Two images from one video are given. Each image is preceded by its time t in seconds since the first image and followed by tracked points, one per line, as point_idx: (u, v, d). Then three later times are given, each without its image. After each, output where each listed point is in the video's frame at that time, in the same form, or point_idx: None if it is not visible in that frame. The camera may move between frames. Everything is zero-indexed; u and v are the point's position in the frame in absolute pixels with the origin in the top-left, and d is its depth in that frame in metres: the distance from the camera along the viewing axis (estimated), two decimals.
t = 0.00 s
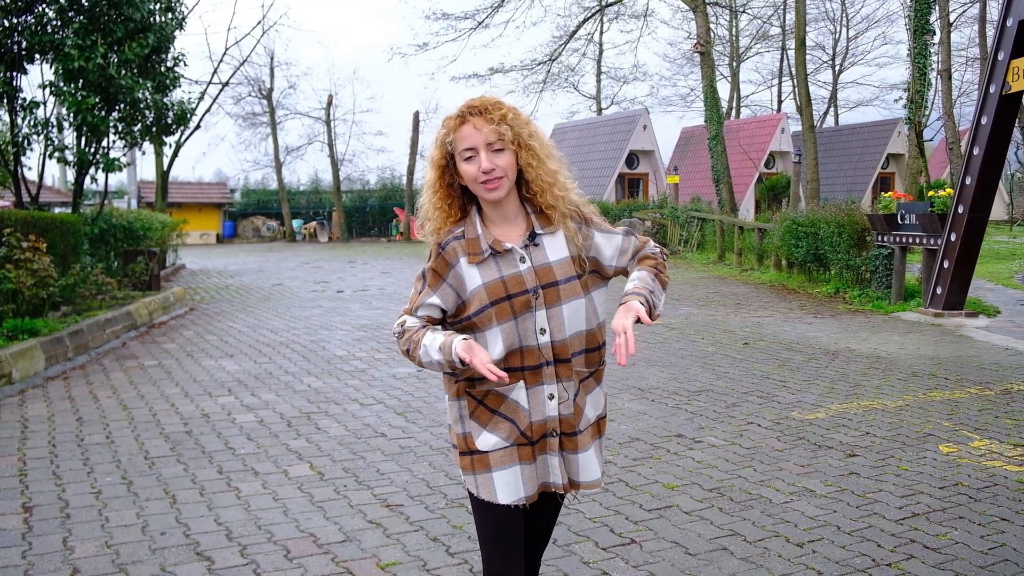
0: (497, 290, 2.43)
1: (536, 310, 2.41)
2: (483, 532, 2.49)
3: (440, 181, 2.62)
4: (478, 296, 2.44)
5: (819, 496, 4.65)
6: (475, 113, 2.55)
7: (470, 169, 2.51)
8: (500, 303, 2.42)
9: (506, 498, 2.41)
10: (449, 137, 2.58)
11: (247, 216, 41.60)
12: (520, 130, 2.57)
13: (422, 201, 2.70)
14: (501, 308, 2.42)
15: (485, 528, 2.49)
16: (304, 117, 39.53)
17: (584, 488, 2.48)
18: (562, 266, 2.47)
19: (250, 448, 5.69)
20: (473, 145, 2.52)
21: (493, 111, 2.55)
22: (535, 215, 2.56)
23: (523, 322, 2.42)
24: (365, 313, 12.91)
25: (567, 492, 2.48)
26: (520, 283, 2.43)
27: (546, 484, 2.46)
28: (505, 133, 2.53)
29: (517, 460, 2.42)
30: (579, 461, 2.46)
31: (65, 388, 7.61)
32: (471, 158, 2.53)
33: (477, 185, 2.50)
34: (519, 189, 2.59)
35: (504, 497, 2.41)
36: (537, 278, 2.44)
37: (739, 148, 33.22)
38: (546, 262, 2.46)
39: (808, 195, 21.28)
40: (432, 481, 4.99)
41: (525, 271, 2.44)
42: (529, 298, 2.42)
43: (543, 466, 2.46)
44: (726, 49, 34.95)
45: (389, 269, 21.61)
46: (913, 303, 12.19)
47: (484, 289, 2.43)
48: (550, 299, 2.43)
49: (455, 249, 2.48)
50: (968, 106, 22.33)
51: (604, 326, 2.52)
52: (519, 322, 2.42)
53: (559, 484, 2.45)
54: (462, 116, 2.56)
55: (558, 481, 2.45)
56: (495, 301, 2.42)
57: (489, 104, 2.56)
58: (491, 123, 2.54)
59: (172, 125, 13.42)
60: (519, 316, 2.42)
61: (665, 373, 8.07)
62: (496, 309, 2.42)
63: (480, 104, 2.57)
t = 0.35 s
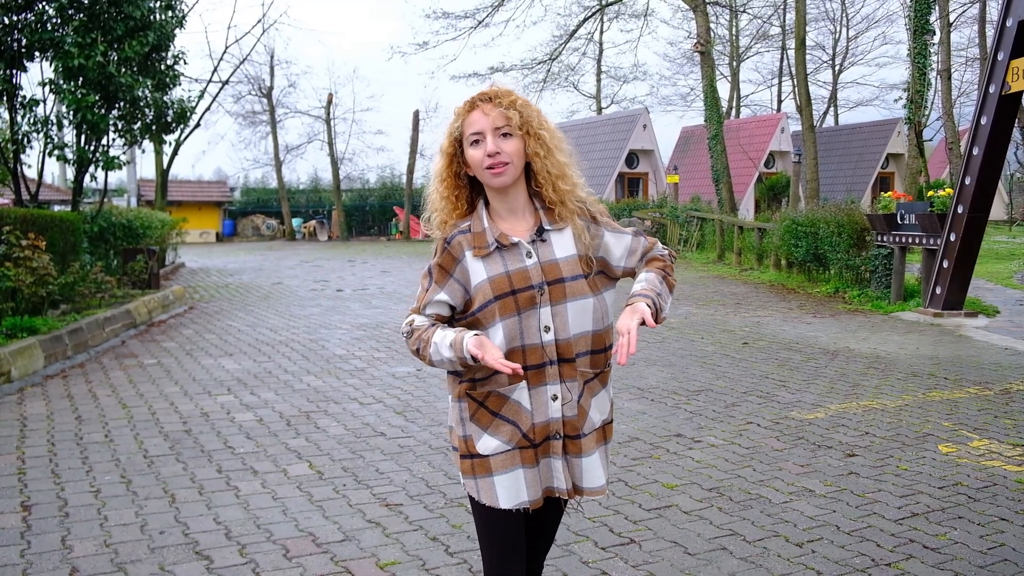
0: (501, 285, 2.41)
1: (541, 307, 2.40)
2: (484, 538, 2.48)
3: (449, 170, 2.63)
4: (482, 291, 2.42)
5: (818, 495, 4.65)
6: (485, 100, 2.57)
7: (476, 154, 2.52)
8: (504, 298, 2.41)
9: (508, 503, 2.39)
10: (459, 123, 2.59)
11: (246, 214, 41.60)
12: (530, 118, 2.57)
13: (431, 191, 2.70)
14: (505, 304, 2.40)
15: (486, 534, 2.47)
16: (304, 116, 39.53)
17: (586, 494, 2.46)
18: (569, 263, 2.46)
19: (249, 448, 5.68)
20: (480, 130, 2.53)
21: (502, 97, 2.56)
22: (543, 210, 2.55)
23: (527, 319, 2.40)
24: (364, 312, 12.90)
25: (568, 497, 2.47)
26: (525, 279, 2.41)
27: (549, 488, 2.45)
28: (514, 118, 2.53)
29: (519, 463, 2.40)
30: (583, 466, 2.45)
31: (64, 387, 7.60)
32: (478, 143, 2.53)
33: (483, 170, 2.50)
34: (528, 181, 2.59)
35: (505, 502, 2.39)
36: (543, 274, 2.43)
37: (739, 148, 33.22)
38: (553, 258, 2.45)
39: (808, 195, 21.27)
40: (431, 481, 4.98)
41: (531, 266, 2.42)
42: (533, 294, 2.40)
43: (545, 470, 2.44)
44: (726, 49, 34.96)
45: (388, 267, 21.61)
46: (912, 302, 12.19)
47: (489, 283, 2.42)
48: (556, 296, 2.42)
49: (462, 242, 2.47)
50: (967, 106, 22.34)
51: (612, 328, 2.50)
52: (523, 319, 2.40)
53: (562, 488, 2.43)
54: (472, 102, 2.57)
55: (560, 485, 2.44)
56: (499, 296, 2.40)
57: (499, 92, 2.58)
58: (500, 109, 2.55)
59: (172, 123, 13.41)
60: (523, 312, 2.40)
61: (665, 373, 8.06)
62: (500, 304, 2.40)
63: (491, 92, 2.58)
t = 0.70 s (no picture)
0: (500, 284, 2.40)
1: (539, 307, 2.40)
2: (483, 541, 2.48)
3: (454, 164, 2.63)
4: (481, 289, 2.42)
5: (818, 495, 4.65)
6: (493, 94, 2.56)
7: (480, 148, 2.51)
8: (502, 297, 2.40)
9: (507, 508, 2.39)
10: (466, 117, 2.59)
11: (245, 215, 41.61)
12: (537, 115, 2.56)
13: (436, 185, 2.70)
14: (504, 303, 2.40)
15: (485, 537, 2.47)
16: (303, 116, 39.51)
17: (585, 501, 2.45)
18: (570, 263, 2.45)
19: (248, 448, 5.68)
20: (486, 124, 2.52)
21: (509, 92, 2.55)
22: (546, 209, 2.54)
23: (525, 319, 2.40)
24: (363, 312, 12.90)
25: (566, 502, 2.46)
26: (524, 278, 2.40)
27: (548, 493, 2.45)
28: (520, 114, 2.52)
29: (519, 467, 2.40)
30: (580, 472, 2.44)
31: (63, 388, 7.59)
32: (483, 136, 2.52)
33: (486, 165, 2.49)
34: (532, 179, 2.58)
35: (504, 507, 2.39)
36: (543, 273, 2.42)
37: (738, 148, 33.23)
38: (553, 258, 2.44)
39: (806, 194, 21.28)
40: (430, 481, 4.98)
41: (530, 265, 2.41)
42: (532, 294, 2.40)
43: (544, 474, 2.44)
44: (724, 49, 34.97)
45: (387, 268, 21.61)
46: (911, 302, 12.20)
47: (487, 282, 2.41)
48: (555, 296, 2.41)
49: (463, 240, 2.47)
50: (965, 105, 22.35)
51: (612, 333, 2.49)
52: (521, 319, 2.40)
53: (561, 493, 2.43)
54: (480, 96, 2.57)
55: (558, 490, 2.43)
56: (497, 294, 2.40)
57: (507, 87, 2.57)
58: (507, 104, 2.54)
59: (171, 123, 13.41)
60: (522, 312, 2.40)
61: (664, 373, 8.06)
62: (497, 303, 2.40)
63: (498, 87, 2.58)
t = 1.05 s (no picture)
0: (495, 280, 2.40)
1: (534, 304, 2.39)
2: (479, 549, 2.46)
3: (460, 157, 2.64)
4: (476, 285, 2.41)
5: (815, 496, 4.65)
6: (507, 90, 2.58)
7: (488, 141, 2.52)
8: (497, 292, 2.40)
9: (500, 513, 2.37)
10: (478, 110, 2.60)
11: (243, 215, 41.61)
12: (548, 116, 2.59)
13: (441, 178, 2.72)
14: (498, 298, 2.40)
15: (481, 545, 2.46)
16: (301, 116, 39.48)
17: (578, 510, 2.42)
18: (566, 263, 2.44)
19: (246, 449, 5.68)
20: (497, 118, 2.53)
21: (524, 90, 2.57)
22: (546, 208, 2.54)
23: (520, 317, 2.40)
24: (362, 313, 12.90)
25: (560, 512, 2.44)
26: (520, 274, 2.40)
27: (542, 502, 2.42)
28: (532, 112, 2.55)
29: (513, 472, 2.38)
30: (573, 479, 2.42)
31: (61, 387, 7.59)
32: (492, 130, 2.53)
33: (493, 159, 2.50)
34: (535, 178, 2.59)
35: (498, 511, 2.38)
36: (539, 270, 2.42)
37: (737, 149, 33.26)
38: (550, 256, 2.43)
39: (804, 196, 21.30)
40: (428, 482, 4.98)
41: (527, 262, 2.41)
42: (528, 290, 2.40)
43: (538, 480, 2.42)
44: (723, 50, 35.00)
45: (386, 268, 21.61)
46: (909, 303, 12.21)
47: (483, 277, 2.41)
48: (551, 294, 2.41)
49: (461, 237, 2.47)
50: (963, 107, 22.38)
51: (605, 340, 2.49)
52: (516, 315, 2.40)
53: (554, 502, 2.41)
54: (494, 91, 2.58)
55: (552, 499, 2.41)
56: (491, 290, 2.40)
57: (521, 85, 2.59)
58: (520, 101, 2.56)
59: (169, 123, 13.40)
60: (516, 309, 2.40)
61: (662, 374, 8.06)
62: (493, 299, 2.40)
63: (513, 85, 2.60)
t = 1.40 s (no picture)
0: (500, 277, 2.38)
1: (539, 301, 2.39)
2: (479, 553, 2.43)
3: (470, 151, 2.62)
4: (479, 283, 2.38)
5: (815, 498, 4.65)
6: (530, 93, 2.57)
7: (508, 143, 2.50)
8: (502, 289, 2.38)
9: (508, 514, 2.35)
10: (496, 106, 2.57)
11: (242, 217, 41.63)
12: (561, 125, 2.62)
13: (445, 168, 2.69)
14: (502, 295, 2.37)
15: (482, 548, 2.42)
16: (300, 118, 39.46)
17: (586, 510, 2.43)
18: (571, 261, 2.45)
19: (245, 451, 5.67)
20: (519, 121, 2.52)
21: (547, 98, 2.59)
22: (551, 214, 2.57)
23: (525, 314, 2.38)
24: (360, 315, 12.89)
25: (567, 511, 2.43)
26: (524, 272, 2.39)
27: (549, 502, 2.43)
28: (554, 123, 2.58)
29: (519, 473, 2.37)
30: (581, 478, 2.41)
31: (58, 390, 7.57)
32: (512, 132, 2.52)
33: (510, 161, 2.48)
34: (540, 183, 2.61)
35: (506, 513, 2.35)
36: (544, 268, 2.42)
37: (735, 150, 33.30)
38: (554, 255, 2.44)
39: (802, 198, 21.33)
40: (427, 484, 4.98)
41: (531, 260, 2.41)
42: (533, 288, 2.39)
43: (545, 480, 2.41)
44: (721, 51, 35.03)
45: (384, 270, 21.61)
46: (908, 305, 12.22)
47: (486, 275, 2.38)
48: (555, 292, 2.41)
49: (462, 236, 2.46)
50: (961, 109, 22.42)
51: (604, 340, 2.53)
52: (520, 313, 2.38)
53: (562, 501, 2.41)
54: (516, 91, 2.56)
55: (559, 498, 2.41)
56: (496, 287, 2.37)
57: (544, 91, 2.60)
58: (540, 108, 2.58)
59: (167, 125, 13.40)
60: (521, 306, 2.38)
61: (661, 376, 8.07)
62: (496, 296, 2.37)
63: (535, 89, 2.59)
